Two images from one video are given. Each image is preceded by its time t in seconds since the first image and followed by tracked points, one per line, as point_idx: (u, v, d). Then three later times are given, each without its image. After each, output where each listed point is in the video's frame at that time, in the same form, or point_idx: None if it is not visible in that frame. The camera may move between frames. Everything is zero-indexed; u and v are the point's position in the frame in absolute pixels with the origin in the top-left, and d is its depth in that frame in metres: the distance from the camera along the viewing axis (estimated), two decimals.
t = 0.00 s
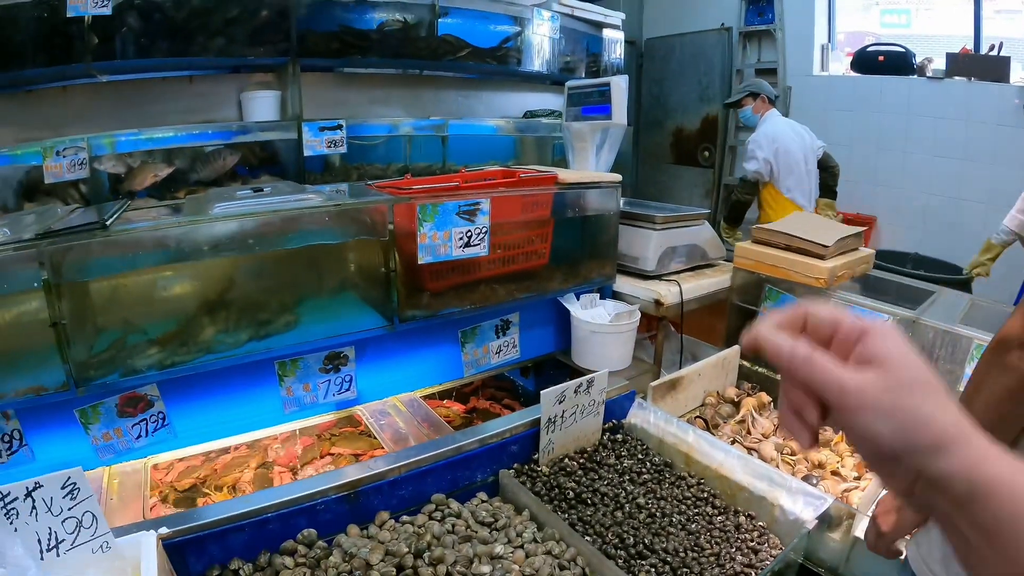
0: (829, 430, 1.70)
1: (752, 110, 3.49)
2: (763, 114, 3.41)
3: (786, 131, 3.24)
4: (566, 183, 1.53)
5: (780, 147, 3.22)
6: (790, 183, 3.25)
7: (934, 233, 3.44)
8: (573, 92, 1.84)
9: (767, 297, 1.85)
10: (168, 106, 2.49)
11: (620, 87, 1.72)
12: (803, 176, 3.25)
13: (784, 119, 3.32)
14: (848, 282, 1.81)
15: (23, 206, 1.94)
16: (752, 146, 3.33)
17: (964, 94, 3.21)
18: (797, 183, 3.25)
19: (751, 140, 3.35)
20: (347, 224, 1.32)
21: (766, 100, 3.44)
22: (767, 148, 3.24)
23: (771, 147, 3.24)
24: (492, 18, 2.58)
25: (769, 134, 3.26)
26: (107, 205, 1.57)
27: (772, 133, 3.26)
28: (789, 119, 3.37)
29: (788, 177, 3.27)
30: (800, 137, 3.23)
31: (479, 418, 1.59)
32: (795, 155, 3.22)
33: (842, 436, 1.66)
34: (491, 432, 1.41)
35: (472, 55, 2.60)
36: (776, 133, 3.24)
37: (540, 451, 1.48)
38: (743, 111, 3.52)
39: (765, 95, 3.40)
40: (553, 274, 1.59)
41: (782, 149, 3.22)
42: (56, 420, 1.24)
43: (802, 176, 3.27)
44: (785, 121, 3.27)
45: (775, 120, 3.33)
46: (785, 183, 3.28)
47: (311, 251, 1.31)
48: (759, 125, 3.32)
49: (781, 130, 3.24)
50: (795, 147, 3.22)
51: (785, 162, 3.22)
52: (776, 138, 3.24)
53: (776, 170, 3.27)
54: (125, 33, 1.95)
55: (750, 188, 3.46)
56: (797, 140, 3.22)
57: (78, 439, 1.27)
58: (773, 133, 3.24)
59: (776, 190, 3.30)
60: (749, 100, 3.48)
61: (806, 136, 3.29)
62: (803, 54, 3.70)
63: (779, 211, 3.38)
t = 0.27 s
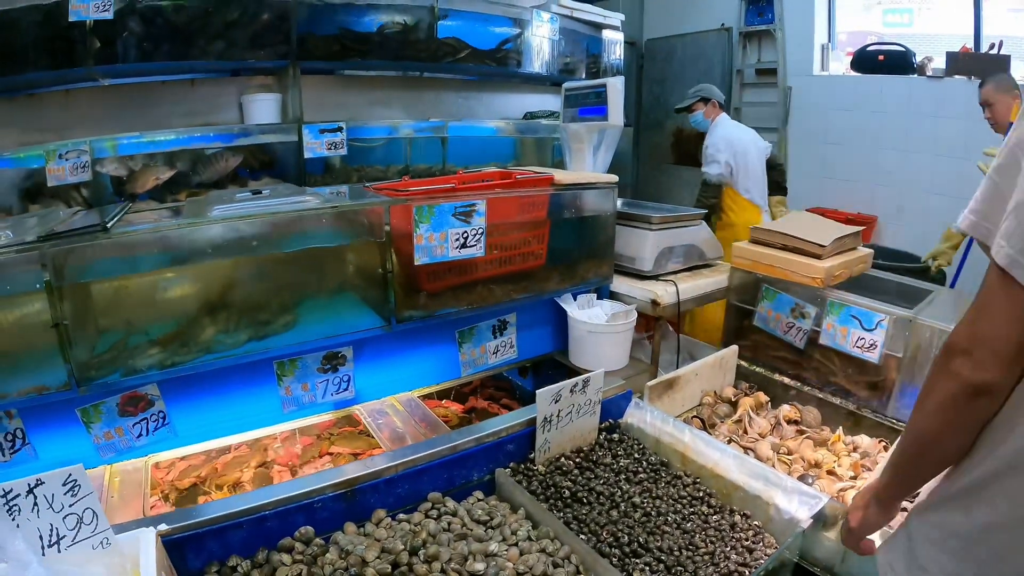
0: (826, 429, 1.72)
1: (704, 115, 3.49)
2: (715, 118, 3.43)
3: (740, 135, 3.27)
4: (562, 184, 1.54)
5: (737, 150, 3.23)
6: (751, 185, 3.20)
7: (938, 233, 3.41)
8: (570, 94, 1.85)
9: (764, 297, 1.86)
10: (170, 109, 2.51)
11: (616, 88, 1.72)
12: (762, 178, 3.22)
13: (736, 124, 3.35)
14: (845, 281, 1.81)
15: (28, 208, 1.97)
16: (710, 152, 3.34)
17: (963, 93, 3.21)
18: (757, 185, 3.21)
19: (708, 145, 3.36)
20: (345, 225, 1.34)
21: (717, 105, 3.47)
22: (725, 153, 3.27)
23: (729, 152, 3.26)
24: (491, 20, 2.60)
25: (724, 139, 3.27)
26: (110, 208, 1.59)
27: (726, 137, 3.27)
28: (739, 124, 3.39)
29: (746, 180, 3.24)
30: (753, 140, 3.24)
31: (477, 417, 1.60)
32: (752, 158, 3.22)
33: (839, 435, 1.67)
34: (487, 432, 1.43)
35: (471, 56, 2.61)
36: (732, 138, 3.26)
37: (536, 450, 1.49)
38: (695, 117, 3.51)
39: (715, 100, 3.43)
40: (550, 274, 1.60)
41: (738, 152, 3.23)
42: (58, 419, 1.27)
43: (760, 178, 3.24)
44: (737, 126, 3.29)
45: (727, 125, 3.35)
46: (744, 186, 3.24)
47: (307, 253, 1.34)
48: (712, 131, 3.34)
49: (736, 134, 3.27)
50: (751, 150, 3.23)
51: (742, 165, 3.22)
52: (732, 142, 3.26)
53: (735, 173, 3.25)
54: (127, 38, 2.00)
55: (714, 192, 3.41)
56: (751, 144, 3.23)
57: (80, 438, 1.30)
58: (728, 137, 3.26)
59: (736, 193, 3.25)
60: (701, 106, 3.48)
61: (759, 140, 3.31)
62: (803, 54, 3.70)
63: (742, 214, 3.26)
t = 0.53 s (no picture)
0: (834, 429, 1.72)
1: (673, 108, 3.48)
2: (685, 110, 3.42)
3: (710, 124, 3.26)
4: (570, 184, 1.55)
5: (709, 139, 3.21)
6: (721, 174, 3.21)
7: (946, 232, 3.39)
8: (577, 94, 1.85)
9: (771, 297, 1.86)
10: (178, 111, 2.53)
11: (623, 89, 1.73)
12: (731, 167, 3.23)
13: (705, 116, 3.35)
14: (852, 281, 1.81)
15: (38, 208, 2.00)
16: (682, 139, 3.27)
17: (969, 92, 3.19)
18: (727, 174, 3.21)
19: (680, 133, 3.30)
20: (354, 226, 1.35)
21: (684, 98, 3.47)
22: (697, 140, 3.22)
23: (700, 140, 3.23)
24: (498, 21, 2.60)
25: (697, 126, 3.24)
26: (120, 209, 1.61)
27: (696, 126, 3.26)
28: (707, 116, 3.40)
29: (718, 168, 3.22)
30: (722, 131, 3.25)
31: (486, 416, 1.60)
32: (722, 147, 3.22)
33: (846, 434, 1.68)
34: (495, 431, 1.43)
35: (477, 57, 2.63)
36: (703, 126, 3.23)
37: (544, 449, 1.49)
38: (664, 109, 3.51)
39: (683, 92, 3.44)
40: (558, 274, 1.61)
41: (710, 140, 3.21)
42: (69, 419, 1.28)
43: (729, 167, 3.25)
44: (707, 116, 3.29)
45: (697, 116, 3.34)
46: (715, 173, 3.22)
47: (317, 254, 1.35)
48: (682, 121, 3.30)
49: (707, 123, 3.25)
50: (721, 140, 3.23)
51: (713, 154, 3.21)
52: (703, 131, 3.23)
53: (707, 162, 3.22)
54: (136, 40, 2.03)
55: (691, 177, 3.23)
56: (721, 134, 3.24)
57: (92, 437, 1.32)
58: (701, 125, 3.23)
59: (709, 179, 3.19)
60: (669, 98, 3.47)
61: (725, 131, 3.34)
62: (809, 54, 3.70)
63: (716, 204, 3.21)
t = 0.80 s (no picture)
0: (850, 432, 1.70)
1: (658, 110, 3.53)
2: (667, 113, 3.48)
3: (693, 128, 3.35)
4: (586, 186, 1.54)
5: (694, 143, 3.29)
6: (707, 177, 3.34)
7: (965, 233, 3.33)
8: (592, 96, 1.85)
9: (787, 299, 1.85)
10: (196, 114, 2.56)
11: (638, 90, 1.71)
12: (715, 169, 3.36)
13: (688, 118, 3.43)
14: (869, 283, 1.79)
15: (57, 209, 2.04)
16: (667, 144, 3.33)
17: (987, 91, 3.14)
18: (712, 176, 3.35)
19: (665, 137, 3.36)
20: (370, 228, 1.35)
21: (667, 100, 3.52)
22: (683, 145, 3.30)
23: (686, 145, 3.31)
24: (513, 23, 2.60)
25: (682, 131, 3.30)
26: (139, 211, 1.63)
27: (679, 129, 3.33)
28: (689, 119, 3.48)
29: (702, 171, 3.35)
30: (706, 135, 3.36)
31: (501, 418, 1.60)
32: (706, 151, 3.33)
33: (862, 438, 1.66)
34: (510, 432, 1.43)
35: (493, 59, 2.62)
36: (688, 130, 3.31)
37: (559, 450, 1.48)
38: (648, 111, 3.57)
39: (666, 95, 3.49)
40: (573, 276, 1.60)
41: (695, 145, 3.30)
42: (87, 417, 1.30)
43: (712, 170, 3.38)
44: (690, 119, 3.37)
45: (681, 119, 3.41)
46: (700, 176, 3.36)
47: (333, 254, 1.35)
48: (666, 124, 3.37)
49: (691, 126, 3.33)
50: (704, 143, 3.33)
51: (698, 158, 3.31)
52: (688, 135, 3.31)
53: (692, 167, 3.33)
54: (153, 45, 2.07)
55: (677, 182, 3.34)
56: (704, 136, 3.34)
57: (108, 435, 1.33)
58: (686, 130, 3.30)
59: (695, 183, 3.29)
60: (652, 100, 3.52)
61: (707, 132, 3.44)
62: (825, 54, 3.66)
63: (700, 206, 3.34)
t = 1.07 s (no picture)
0: (868, 437, 1.69)
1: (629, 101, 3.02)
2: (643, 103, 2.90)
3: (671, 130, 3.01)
4: (604, 188, 1.54)
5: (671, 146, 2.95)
6: (685, 180, 3.01)
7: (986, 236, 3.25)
8: (609, 98, 1.84)
9: (806, 302, 1.83)
10: (214, 117, 2.60)
11: (656, 92, 1.69)
12: (693, 174, 3.02)
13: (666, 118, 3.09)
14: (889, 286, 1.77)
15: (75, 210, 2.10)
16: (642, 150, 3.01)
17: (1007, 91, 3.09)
18: (689, 180, 3.01)
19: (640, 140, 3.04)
20: (388, 229, 1.34)
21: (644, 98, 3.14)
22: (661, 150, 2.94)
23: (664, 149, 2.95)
24: (530, 26, 2.65)
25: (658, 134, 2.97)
26: (157, 212, 1.63)
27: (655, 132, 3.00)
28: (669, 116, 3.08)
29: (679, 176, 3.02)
30: (684, 134, 2.99)
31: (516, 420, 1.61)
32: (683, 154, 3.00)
33: (881, 442, 1.64)
34: (527, 434, 1.42)
35: (510, 60, 2.65)
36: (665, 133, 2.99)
37: (576, 453, 1.48)
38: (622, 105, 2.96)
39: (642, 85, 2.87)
40: (590, 278, 1.60)
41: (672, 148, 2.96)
42: (104, 416, 1.32)
43: (689, 172, 3.04)
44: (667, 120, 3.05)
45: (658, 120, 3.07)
46: (676, 181, 3.02)
47: (352, 257, 1.36)
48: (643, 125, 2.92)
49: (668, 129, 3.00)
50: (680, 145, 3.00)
51: (675, 162, 2.99)
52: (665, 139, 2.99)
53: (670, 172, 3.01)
54: (172, 49, 2.09)
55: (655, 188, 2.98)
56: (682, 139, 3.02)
57: (126, 433, 1.35)
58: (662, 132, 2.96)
59: (672, 189, 2.94)
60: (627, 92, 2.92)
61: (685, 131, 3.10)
62: (844, 54, 3.62)
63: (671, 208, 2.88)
